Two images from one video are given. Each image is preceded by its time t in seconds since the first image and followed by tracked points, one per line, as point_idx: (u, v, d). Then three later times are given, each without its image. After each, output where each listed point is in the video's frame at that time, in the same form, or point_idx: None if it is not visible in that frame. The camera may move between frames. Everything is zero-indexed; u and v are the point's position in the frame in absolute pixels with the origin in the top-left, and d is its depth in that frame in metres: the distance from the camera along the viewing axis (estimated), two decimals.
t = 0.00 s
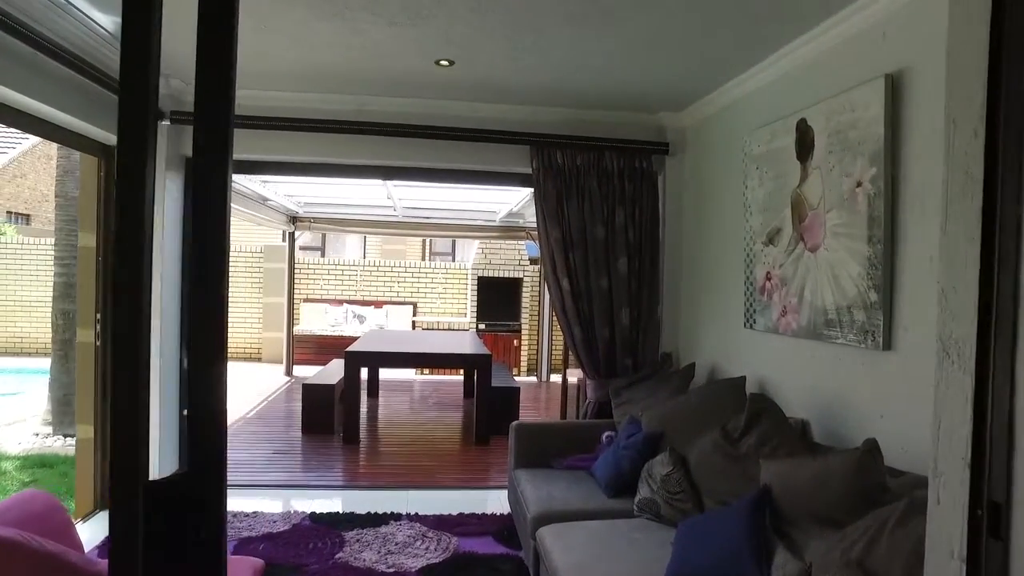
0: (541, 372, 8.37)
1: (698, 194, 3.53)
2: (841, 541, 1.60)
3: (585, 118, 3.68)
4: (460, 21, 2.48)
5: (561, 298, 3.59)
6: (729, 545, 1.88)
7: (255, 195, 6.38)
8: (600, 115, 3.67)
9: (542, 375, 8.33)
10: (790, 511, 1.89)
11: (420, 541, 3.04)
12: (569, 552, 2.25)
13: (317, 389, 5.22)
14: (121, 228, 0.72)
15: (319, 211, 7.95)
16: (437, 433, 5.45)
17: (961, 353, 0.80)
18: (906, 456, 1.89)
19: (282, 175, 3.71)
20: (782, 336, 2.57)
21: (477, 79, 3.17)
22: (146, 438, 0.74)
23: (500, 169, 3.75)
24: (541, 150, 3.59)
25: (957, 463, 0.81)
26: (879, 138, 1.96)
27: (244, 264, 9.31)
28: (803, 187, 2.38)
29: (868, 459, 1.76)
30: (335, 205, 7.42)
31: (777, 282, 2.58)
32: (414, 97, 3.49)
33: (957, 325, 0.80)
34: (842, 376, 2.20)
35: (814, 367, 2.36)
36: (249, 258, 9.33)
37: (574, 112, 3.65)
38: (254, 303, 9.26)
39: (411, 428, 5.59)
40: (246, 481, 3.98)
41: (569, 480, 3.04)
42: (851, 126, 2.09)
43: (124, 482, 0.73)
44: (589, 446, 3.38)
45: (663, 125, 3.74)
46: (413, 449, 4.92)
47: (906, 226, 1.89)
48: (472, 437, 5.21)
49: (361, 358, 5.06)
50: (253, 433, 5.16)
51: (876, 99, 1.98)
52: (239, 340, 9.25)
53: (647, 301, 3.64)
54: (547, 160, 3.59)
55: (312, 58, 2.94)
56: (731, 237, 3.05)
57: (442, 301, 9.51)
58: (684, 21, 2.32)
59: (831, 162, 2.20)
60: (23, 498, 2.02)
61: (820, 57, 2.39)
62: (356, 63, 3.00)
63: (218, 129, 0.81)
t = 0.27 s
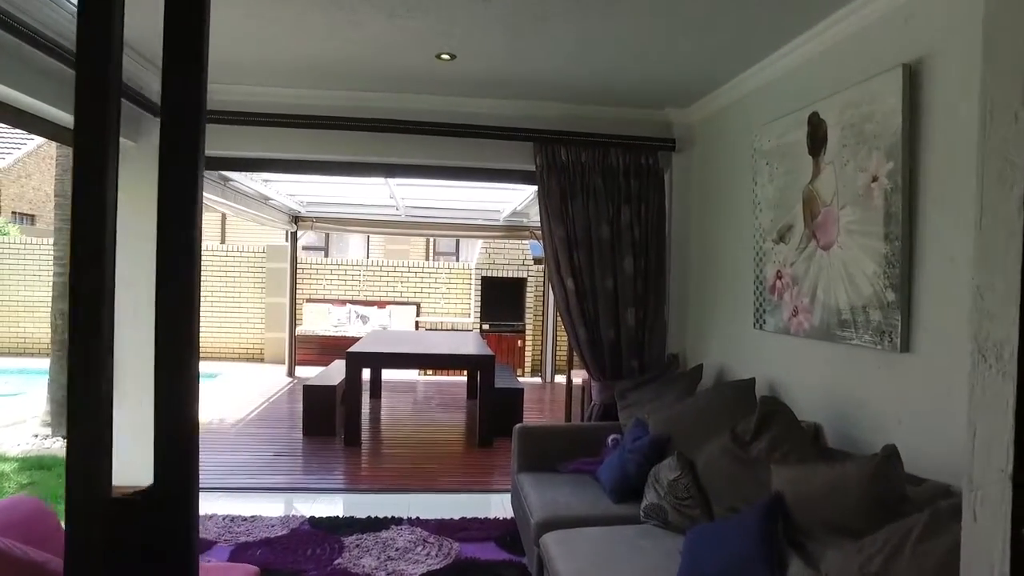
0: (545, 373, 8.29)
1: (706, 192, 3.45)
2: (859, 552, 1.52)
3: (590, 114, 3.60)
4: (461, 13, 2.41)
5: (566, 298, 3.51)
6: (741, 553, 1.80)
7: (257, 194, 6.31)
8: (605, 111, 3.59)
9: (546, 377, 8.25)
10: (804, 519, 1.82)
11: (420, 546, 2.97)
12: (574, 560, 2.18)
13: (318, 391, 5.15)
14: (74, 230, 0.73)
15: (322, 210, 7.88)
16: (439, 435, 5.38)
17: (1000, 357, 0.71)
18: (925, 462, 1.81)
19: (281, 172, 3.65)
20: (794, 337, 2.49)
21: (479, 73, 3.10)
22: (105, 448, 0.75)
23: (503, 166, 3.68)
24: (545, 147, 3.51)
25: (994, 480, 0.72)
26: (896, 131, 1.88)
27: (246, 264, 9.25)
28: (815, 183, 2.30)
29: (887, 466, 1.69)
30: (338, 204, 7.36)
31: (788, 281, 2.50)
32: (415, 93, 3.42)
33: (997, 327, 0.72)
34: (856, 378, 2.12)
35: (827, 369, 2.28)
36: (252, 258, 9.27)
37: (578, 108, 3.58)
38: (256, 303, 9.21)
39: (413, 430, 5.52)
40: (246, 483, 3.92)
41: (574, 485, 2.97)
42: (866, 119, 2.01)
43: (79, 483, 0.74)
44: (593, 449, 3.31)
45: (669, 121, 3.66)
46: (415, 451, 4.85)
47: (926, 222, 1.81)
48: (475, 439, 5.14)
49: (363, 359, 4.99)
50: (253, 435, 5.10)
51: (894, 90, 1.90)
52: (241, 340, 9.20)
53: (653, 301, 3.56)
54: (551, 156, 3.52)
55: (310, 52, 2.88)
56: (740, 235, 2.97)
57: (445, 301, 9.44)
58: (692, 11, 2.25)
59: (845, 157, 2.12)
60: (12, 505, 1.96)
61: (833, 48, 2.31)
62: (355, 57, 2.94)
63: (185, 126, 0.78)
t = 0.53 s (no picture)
0: (549, 374, 8.21)
1: (715, 189, 3.37)
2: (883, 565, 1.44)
3: (596, 110, 3.53)
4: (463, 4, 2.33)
5: (570, 298, 3.43)
6: (754, 564, 1.72)
7: (258, 192, 6.25)
8: (611, 107, 3.51)
9: (551, 378, 8.17)
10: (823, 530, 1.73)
11: (421, 553, 2.89)
12: (579, 569, 2.10)
13: (319, 392, 5.08)
14: (18, 229, 0.67)
15: (324, 210, 7.82)
16: (442, 437, 5.31)
17: None
18: (951, 471, 1.73)
19: (281, 170, 3.58)
20: (808, 338, 2.41)
21: (482, 67, 3.02)
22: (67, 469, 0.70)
23: (507, 164, 3.61)
24: (549, 143, 3.44)
25: None
26: (919, 122, 1.80)
27: (249, 264, 9.20)
28: (830, 178, 2.22)
29: (912, 475, 1.60)
30: (340, 203, 7.29)
31: (802, 281, 2.42)
32: (417, 88, 3.35)
33: None
34: (875, 382, 2.03)
35: (843, 371, 2.20)
36: (254, 258, 9.22)
37: (583, 103, 3.50)
38: (259, 303, 9.16)
39: (415, 432, 5.45)
40: (245, 486, 3.85)
41: (579, 490, 2.89)
42: (886, 110, 1.93)
43: (32, 509, 0.67)
44: (599, 453, 3.23)
45: (677, 117, 3.58)
46: (418, 454, 4.77)
47: (953, 219, 1.72)
48: (478, 442, 5.06)
49: (365, 360, 4.92)
50: (253, 436, 5.03)
51: (915, 79, 1.81)
52: (243, 340, 9.15)
53: (660, 302, 3.48)
54: (556, 153, 3.44)
55: (309, 45, 2.81)
56: (751, 233, 2.89)
57: (449, 301, 9.38)
58: None
59: (863, 151, 2.04)
60: None
61: (849, 38, 2.23)
62: (355, 50, 2.87)
63: (149, 120, 0.75)
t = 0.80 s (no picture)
0: (553, 375, 8.12)
1: (724, 187, 3.28)
2: None
3: (602, 106, 3.43)
4: None
5: (576, 299, 3.34)
6: None
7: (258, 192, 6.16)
8: (617, 102, 3.43)
9: (555, 379, 8.08)
10: (845, 546, 1.64)
11: (422, 563, 2.80)
12: None
13: (319, 394, 4.99)
14: None
15: (326, 209, 7.73)
16: (443, 440, 5.22)
17: None
18: (981, 484, 1.63)
19: (279, 167, 3.50)
20: (823, 341, 2.32)
21: (485, 61, 2.93)
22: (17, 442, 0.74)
23: (510, 161, 3.52)
24: (553, 140, 3.35)
25: None
26: (945, 114, 1.70)
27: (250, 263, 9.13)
28: (848, 174, 2.12)
29: (941, 489, 1.51)
30: (342, 203, 7.20)
31: (817, 282, 2.33)
32: (418, 83, 3.26)
33: None
34: (896, 388, 1.94)
35: (861, 376, 2.11)
36: (255, 258, 9.14)
37: (588, 98, 3.41)
38: (260, 303, 9.08)
39: (417, 434, 5.36)
40: (243, 490, 3.77)
41: (585, 498, 2.80)
42: (909, 102, 1.83)
43: None
44: (605, 459, 3.14)
45: (686, 113, 3.49)
46: (419, 458, 4.68)
47: (983, 217, 1.63)
48: (481, 446, 4.97)
49: (365, 362, 4.83)
50: (252, 439, 4.95)
51: (941, 69, 1.71)
52: (244, 341, 9.08)
53: (668, 303, 3.40)
54: (561, 150, 3.35)
55: (307, 37, 2.72)
56: (763, 232, 2.80)
57: (451, 302, 9.30)
58: None
59: (883, 146, 1.94)
60: None
61: (868, 28, 2.13)
62: (354, 43, 2.78)
63: (100, 105, 0.76)
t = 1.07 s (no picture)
0: (556, 377, 8.03)
1: (734, 186, 3.19)
2: None
3: (607, 103, 3.34)
4: None
5: (581, 302, 3.25)
6: None
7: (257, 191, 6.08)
8: (622, 99, 3.34)
9: (558, 381, 7.99)
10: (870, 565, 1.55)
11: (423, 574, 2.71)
12: None
13: (318, 398, 4.91)
14: None
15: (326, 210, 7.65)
16: (445, 444, 5.13)
17: None
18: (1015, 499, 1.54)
19: (276, 167, 3.42)
20: (840, 346, 2.22)
21: (488, 55, 2.84)
22: None
23: (513, 160, 3.43)
24: (557, 138, 3.26)
25: None
26: (975, 108, 1.61)
27: (250, 264, 9.05)
28: (867, 172, 2.03)
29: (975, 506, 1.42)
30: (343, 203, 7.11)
31: (833, 284, 2.24)
32: (419, 80, 3.17)
33: None
34: (920, 396, 1.84)
35: (880, 383, 2.02)
36: (255, 259, 9.06)
37: (593, 95, 3.32)
38: (260, 305, 9.00)
39: (418, 438, 5.28)
40: (239, 497, 3.68)
41: (591, 508, 2.70)
42: (935, 95, 1.74)
43: None
44: (611, 466, 3.05)
45: (694, 110, 3.39)
46: (420, 463, 4.59)
47: (1015, 216, 1.54)
48: (483, 450, 4.88)
49: (365, 365, 4.74)
50: (250, 443, 4.87)
51: (971, 60, 1.62)
52: (244, 342, 9.00)
53: (675, 305, 3.31)
54: (566, 149, 3.26)
55: (304, 32, 2.63)
56: (775, 232, 2.71)
57: (453, 303, 9.24)
58: None
59: (906, 141, 1.85)
60: None
61: (888, 19, 2.04)
62: (351, 38, 2.69)
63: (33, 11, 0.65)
